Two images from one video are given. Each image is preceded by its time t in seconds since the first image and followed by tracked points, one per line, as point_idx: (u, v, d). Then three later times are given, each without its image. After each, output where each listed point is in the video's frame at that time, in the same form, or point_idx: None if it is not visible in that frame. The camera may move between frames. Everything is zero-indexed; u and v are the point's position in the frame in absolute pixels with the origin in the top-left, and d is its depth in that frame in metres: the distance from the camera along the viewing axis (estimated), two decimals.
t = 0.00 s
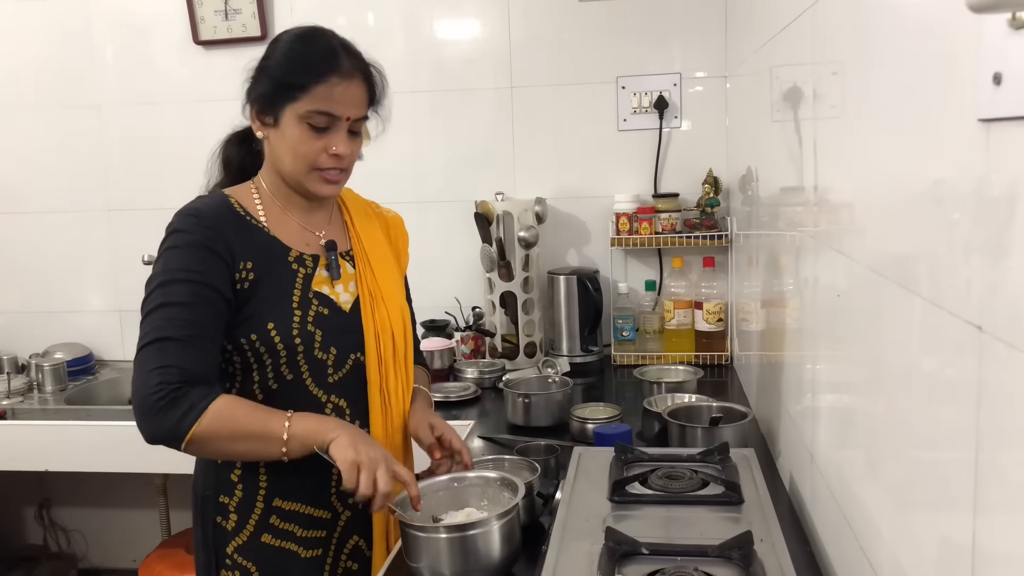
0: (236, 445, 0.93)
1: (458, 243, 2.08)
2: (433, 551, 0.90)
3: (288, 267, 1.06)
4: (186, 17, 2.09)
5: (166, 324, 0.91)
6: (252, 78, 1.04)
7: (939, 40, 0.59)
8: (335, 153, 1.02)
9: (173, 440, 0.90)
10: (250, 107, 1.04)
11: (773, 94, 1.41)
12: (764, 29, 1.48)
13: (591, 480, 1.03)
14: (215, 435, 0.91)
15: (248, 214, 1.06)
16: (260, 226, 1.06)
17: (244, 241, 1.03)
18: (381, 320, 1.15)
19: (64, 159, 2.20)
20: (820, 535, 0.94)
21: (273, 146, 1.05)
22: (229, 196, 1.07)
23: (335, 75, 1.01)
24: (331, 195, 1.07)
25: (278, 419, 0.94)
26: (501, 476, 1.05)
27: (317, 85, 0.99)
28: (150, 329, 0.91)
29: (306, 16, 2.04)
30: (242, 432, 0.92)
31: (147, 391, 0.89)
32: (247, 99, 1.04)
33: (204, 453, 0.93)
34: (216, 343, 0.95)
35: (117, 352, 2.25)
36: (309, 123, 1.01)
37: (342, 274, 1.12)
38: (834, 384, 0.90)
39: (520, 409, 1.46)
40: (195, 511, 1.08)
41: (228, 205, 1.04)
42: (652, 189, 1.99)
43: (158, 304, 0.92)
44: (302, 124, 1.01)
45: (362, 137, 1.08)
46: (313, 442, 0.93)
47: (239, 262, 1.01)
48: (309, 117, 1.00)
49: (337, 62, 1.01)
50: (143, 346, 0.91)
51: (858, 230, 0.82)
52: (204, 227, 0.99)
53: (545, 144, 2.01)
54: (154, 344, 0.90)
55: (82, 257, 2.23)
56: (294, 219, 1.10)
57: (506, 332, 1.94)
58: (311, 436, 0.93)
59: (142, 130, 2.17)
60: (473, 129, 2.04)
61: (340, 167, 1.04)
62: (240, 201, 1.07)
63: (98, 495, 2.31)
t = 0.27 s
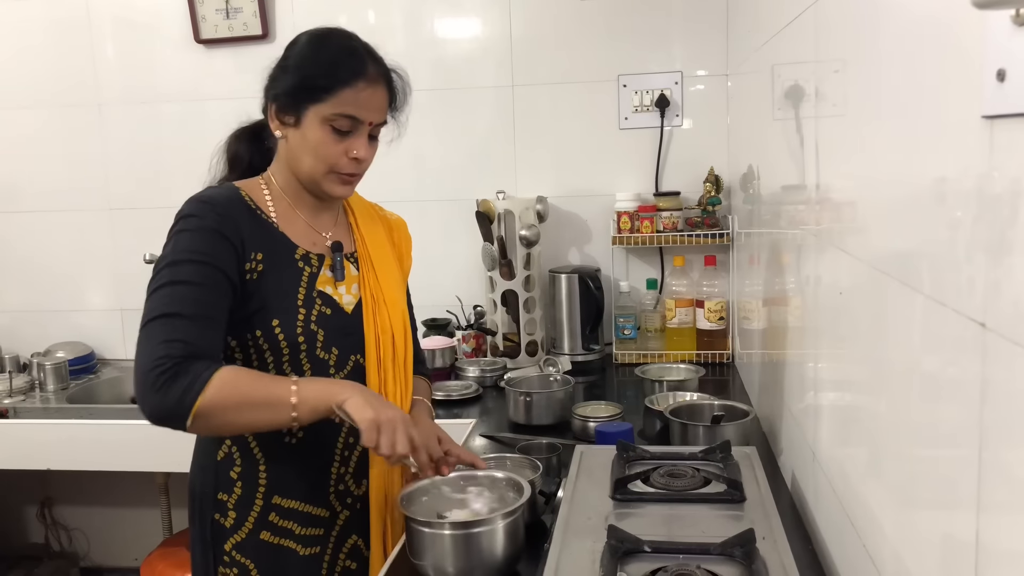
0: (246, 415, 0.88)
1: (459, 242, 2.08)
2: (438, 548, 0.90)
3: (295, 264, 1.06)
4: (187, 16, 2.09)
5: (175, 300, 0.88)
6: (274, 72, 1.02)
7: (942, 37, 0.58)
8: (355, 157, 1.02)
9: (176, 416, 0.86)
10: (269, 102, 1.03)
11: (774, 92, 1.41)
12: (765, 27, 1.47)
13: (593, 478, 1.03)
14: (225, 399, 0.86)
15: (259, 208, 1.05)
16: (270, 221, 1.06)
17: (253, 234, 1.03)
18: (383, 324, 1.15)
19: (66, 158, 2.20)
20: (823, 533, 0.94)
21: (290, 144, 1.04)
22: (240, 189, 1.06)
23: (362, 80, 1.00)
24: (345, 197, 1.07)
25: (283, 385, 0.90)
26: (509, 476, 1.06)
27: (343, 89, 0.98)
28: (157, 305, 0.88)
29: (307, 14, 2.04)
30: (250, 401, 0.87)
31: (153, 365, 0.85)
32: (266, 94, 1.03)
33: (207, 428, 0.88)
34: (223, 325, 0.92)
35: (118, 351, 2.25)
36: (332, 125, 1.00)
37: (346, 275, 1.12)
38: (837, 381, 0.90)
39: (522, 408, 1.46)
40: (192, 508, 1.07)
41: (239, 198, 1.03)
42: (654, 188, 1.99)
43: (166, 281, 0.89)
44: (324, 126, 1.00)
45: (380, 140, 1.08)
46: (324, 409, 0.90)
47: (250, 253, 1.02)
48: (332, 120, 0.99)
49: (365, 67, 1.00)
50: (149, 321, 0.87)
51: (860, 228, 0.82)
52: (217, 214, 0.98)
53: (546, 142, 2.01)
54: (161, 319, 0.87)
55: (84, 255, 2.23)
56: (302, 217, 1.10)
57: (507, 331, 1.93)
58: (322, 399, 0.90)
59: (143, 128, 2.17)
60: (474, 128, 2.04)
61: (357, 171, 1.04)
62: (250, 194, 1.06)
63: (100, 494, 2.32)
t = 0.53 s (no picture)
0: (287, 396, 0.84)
1: (459, 239, 2.08)
2: (436, 548, 0.90)
3: (304, 258, 1.06)
4: (187, 14, 2.09)
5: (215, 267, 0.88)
6: (285, 69, 1.01)
7: (945, 32, 0.58)
8: (365, 157, 1.02)
9: (216, 383, 0.82)
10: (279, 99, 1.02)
11: (774, 89, 1.41)
12: (766, 23, 1.47)
13: (594, 475, 1.03)
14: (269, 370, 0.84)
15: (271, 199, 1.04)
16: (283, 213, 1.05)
17: (273, 221, 1.03)
18: (385, 323, 1.15)
19: (65, 155, 2.20)
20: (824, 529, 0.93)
21: (299, 142, 1.03)
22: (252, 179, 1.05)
23: (374, 81, 0.99)
24: (351, 196, 1.07)
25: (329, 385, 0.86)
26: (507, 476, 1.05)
27: (356, 89, 0.98)
28: (195, 271, 0.86)
29: (307, 11, 2.03)
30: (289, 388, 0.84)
31: (201, 326, 0.83)
32: (276, 90, 1.02)
33: (240, 402, 0.84)
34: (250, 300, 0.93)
35: (118, 349, 2.25)
36: (343, 124, 1.00)
37: (351, 273, 1.12)
38: (838, 377, 0.90)
39: (523, 405, 1.46)
40: (189, 499, 1.07)
41: (254, 187, 1.02)
42: (654, 185, 1.98)
43: (203, 249, 0.88)
44: (335, 125, 0.99)
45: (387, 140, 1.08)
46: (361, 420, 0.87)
47: (267, 241, 1.01)
48: (344, 119, 0.99)
49: (377, 68, 1.00)
50: (190, 284, 0.86)
51: (862, 223, 0.81)
52: (241, 197, 0.98)
53: (547, 140, 2.01)
54: (203, 283, 0.86)
55: (83, 254, 2.23)
56: (308, 213, 1.10)
57: (507, 328, 1.93)
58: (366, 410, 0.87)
59: (142, 126, 2.16)
60: (474, 125, 2.03)
61: (365, 171, 1.04)
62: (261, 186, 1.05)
63: (100, 492, 2.31)
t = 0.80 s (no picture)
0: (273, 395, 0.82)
1: (459, 237, 2.08)
2: (434, 548, 0.90)
3: (315, 248, 1.06)
4: (186, 12, 2.08)
5: (219, 249, 0.85)
6: (294, 65, 1.00)
7: (948, 28, 0.58)
8: (374, 155, 1.02)
9: (200, 371, 0.80)
10: (288, 96, 1.01)
11: (773, 87, 1.41)
12: (765, 22, 1.47)
13: (595, 472, 1.02)
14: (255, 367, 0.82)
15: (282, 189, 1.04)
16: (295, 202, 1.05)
17: (286, 209, 1.02)
18: (388, 320, 1.15)
19: (64, 154, 2.19)
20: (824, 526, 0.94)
21: (308, 139, 1.02)
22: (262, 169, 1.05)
23: (383, 79, 1.00)
24: (358, 194, 1.06)
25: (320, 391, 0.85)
26: (504, 474, 1.05)
27: (366, 86, 0.98)
28: (196, 250, 0.84)
29: (307, 9, 2.03)
30: (280, 394, 0.82)
31: (197, 307, 0.81)
32: (286, 87, 1.02)
33: (221, 390, 0.82)
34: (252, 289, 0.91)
35: (118, 348, 2.24)
36: (353, 122, 1.00)
37: (358, 267, 1.12)
38: (838, 374, 0.90)
39: (523, 403, 1.46)
40: (193, 489, 1.05)
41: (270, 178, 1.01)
42: (654, 183, 1.99)
43: (207, 230, 0.86)
44: (345, 123, 0.99)
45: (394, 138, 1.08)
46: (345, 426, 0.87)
47: (280, 227, 1.01)
48: (354, 117, 0.99)
49: (387, 66, 1.00)
50: (188, 264, 0.83)
51: (862, 220, 0.82)
52: (256, 182, 0.97)
53: (546, 138, 2.01)
54: (203, 264, 0.84)
55: (82, 252, 2.23)
56: (316, 209, 1.10)
57: (507, 326, 1.94)
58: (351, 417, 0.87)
59: (142, 124, 2.16)
60: (473, 124, 2.03)
61: (374, 169, 1.04)
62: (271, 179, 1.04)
63: (100, 491, 2.31)
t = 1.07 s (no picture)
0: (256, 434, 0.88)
1: (459, 231, 2.07)
2: (438, 541, 0.89)
3: (319, 248, 1.05)
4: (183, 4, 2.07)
5: (208, 281, 0.86)
6: (299, 56, 1.00)
7: (959, 14, 0.57)
8: (382, 146, 1.01)
9: (187, 410, 0.86)
10: (293, 87, 1.01)
11: (774, 80, 1.40)
12: (766, 14, 1.46)
13: (599, 465, 1.02)
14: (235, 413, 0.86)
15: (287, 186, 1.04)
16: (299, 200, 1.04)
17: (287, 211, 1.00)
18: (395, 315, 1.14)
19: (61, 147, 2.18)
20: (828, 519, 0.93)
21: (315, 131, 1.02)
22: (266, 165, 1.04)
23: (391, 68, 0.99)
24: (366, 186, 1.06)
25: (301, 421, 0.90)
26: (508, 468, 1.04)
27: (375, 76, 0.97)
28: (185, 285, 0.86)
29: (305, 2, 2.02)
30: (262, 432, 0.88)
31: (178, 351, 0.84)
32: (291, 79, 1.01)
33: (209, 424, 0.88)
34: (251, 308, 0.91)
35: (115, 342, 2.23)
36: (360, 113, 0.99)
37: (364, 263, 1.11)
38: (842, 367, 0.90)
39: (524, 396, 1.45)
40: (194, 486, 1.05)
41: (271, 173, 1.01)
42: (654, 177, 1.98)
43: (198, 261, 0.86)
44: (353, 114, 0.99)
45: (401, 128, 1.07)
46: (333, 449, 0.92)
47: (282, 232, 0.99)
48: (362, 108, 0.98)
49: (395, 55, 0.99)
50: (175, 299, 0.85)
51: (867, 212, 0.81)
52: (256, 189, 0.95)
53: (546, 132, 2.00)
54: (190, 300, 0.85)
55: (79, 246, 2.21)
56: (322, 203, 1.09)
57: (506, 321, 1.94)
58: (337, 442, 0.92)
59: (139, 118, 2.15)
60: (473, 117, 2.02)
61: (382, 160, 1.04)
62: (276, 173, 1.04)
63: (97, 485, 2.30)
